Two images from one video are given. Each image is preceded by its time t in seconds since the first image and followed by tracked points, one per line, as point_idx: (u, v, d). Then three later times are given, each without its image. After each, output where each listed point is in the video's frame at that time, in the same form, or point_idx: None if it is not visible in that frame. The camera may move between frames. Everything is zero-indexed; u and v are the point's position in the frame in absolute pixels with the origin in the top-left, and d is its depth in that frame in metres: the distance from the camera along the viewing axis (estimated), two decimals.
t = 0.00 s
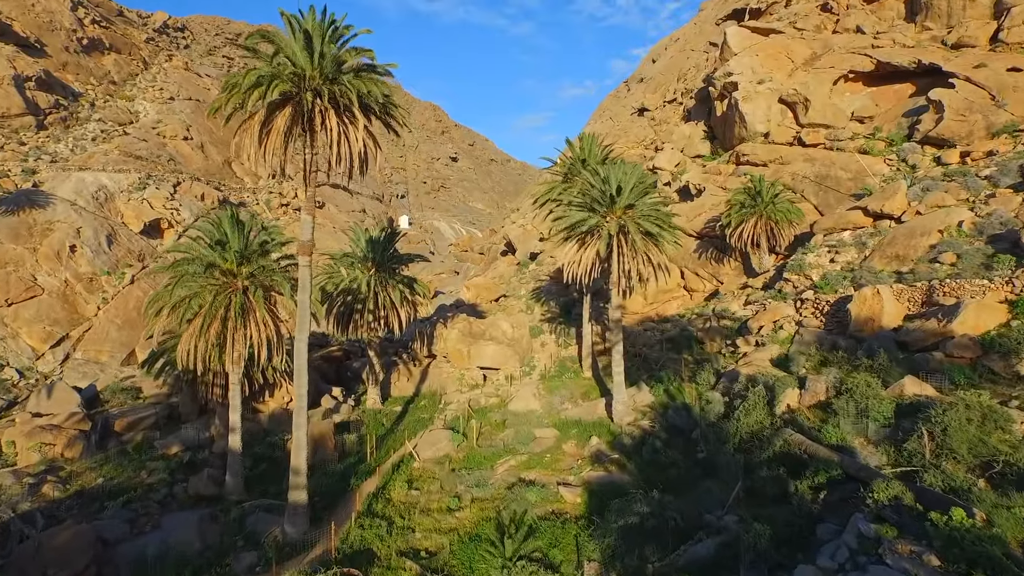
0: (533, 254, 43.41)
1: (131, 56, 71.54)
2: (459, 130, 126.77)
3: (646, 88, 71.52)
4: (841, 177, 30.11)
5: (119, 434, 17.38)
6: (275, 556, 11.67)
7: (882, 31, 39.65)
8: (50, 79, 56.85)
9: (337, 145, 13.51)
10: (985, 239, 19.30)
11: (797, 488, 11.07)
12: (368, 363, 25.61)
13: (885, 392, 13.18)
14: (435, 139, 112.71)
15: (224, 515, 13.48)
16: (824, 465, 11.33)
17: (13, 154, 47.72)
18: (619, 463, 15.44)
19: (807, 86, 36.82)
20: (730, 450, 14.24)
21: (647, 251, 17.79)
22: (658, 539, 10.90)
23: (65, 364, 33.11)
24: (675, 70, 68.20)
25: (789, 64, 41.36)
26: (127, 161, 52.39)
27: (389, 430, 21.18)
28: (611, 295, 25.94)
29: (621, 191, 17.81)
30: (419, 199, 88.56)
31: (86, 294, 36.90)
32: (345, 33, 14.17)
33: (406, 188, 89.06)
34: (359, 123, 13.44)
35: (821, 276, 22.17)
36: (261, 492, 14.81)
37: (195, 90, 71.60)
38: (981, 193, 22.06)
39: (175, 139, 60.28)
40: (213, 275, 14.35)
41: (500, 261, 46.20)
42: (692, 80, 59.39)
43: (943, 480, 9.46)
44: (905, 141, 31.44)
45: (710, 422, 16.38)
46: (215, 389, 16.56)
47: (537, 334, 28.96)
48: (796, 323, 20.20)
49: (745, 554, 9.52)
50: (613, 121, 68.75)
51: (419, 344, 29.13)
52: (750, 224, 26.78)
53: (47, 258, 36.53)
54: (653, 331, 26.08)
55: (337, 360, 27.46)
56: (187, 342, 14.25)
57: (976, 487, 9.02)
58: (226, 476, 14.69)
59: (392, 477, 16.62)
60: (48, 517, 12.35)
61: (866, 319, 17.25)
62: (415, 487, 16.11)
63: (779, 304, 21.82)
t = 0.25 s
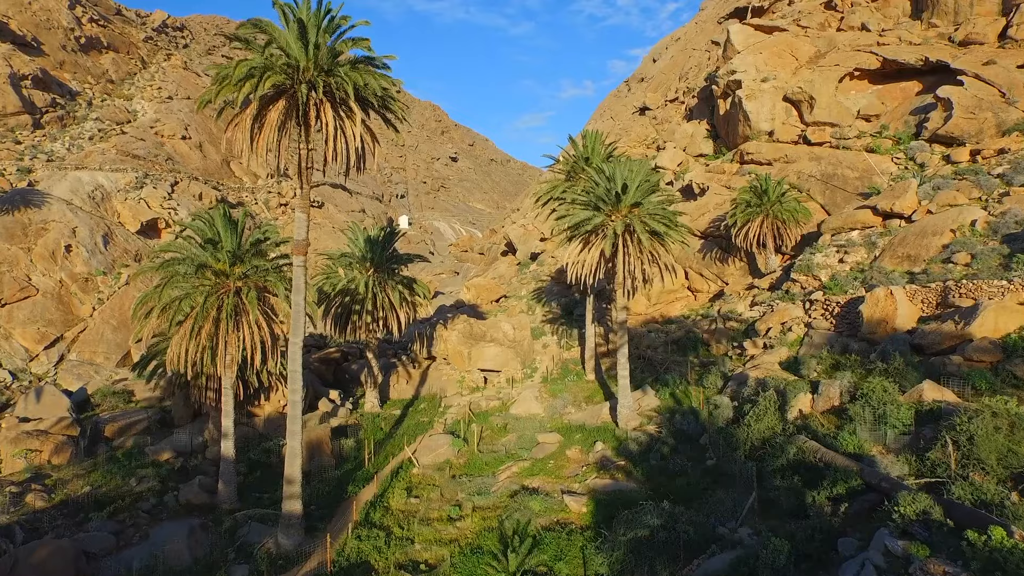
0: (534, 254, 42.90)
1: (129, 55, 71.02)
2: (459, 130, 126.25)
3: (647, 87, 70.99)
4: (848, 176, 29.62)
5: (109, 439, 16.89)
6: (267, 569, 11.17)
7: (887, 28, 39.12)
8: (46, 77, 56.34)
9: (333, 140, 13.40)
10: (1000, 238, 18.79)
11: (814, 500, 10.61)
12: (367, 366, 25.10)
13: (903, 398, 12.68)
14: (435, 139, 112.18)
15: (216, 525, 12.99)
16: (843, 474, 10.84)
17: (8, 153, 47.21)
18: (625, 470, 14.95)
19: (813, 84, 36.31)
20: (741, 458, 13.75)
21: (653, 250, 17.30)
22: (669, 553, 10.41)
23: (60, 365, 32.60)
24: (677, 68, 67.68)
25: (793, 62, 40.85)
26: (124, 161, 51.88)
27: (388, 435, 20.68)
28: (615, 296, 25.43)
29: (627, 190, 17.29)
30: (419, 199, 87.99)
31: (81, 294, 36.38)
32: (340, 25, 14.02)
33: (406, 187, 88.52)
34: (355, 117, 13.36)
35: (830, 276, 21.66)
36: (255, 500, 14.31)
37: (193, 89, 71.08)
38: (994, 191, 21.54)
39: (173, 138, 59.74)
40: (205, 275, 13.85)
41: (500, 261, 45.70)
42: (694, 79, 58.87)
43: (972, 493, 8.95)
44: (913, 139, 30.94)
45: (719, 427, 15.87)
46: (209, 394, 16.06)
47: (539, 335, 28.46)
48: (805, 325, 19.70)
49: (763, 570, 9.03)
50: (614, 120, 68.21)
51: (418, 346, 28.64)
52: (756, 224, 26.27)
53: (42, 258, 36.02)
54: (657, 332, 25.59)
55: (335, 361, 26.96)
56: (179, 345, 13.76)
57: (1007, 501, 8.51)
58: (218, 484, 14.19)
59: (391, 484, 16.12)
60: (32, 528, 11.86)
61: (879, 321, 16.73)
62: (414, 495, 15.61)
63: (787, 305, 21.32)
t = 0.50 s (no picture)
0: (535, 254, 42.38)
1: (126, 54, 70.46)
2: (459, 130, 125.76)
3: (648, 86, 70.50)
4: (854, 176, 29.12)
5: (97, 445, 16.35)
6: None
7: (893, 26, 38.58)
8: (43, 76, 55.83)
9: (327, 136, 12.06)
10: (1014, 238, 18.26)
11: (832, 512, 10.15)
12: (364, 368, 24.59)
13: (921, 404, 12.09)
14: (435, 139, 111.73)
15: (205, 537, 12.49)
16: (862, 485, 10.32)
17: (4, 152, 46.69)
18: (631, 479, 14.45)
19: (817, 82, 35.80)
20: (752, 466, 13.27)
21: (659, 250, 16.76)
22: (680, 569, 9.90)
23: (53, 367, 32.06)
24: (679, 67, 67.16)
25: (797, 60, 40.34)
26: (121, 160, 51.36)
27: (386, 440, 20.17)
28: (618, 297, 24.91)
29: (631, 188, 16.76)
30: (418, 199, 87.43)
31: (76, 295, 35.85)
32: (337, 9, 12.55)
33: (405, 187, 88.04)
34: (352, 111, 11.95)
35: (838, 277, 21.15)
36: (247, 510, 13.79)
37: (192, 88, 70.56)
38: (1007, 190, 21.01)
39: (171, 138, 59.22)
40: (194, 275, 13.31)
41: (501, 262, 45.20)
42: (695, 78, 58.36)
43: (1005, 509, 8.42)
44: (920, 138, 30.44)
45: (727, 433, 15.36)
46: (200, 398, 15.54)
47: (540, 337, 27.95)
48: (814, 327, 19.19)
49: None
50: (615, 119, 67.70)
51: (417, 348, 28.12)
52: (762, 224, 25.75)
53: (36, 259, 35.48)
54: (661, 334, 25.08)
55: (332, 364, 26.42)
56: (167, 348, 13.25)
57: None
58: (209, 493, 13.67)
59: (388, 491, 15.62)
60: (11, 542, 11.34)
61: (892, 324, 16.17)
62: (412, 503, 15.10)
63: (795, 307, 20.81)
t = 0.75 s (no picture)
0: (536, 254, 41.82)
1: (124, 53, 69.92)
2: (459, 130, 125.20)
3: (649, 85, 69.94)
4: (861, 174, 28.61)
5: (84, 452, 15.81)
6: None
7: (898, 22, 38.07)
8: (39, 74, 55.30)
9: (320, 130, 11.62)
10: None
11: (851, 527, 9.64)
12: (362, 371, 24.04)
13: (939, 410, 11.63)
14: (435, 139, 111.16)
15: (193, 550, 11.96)
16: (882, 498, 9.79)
17: None
18: (637, 487, 13.93)
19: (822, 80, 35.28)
20: (763, 476, 12.74)
21: (665, 250, 16.24)
22: None
23: (46, 369, 31.51)
24: (680, 66, 66.60)
25: (801, 57, 39.82)
26: (117, 159, 50.83)
27: (383, 445, 19.64)
28: (620, 298, 24.35)
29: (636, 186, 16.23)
30: (418, 199, 86.85)
31: (70, 296, 35.31)
32: None
33: (405, 187, 87.51)
34: (346, 104, 11.53)
35: (847, 278, 20.62)
36: (237, 520, 13.25)
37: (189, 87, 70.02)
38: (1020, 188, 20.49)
39: (168, 137, 58.69)
40: (182, 275, 12.78)
41: (501, 262, 44.66)
42: (697, 77, 57.84)
43: None
44: (927, 136, 29.91)
45: (736, 440, 14.82)
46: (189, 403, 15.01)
47: (541, 339, 27.43)
48: (823, 329, 18.67)
49: None
50: (616, 118, 67.18)
51: (416, 350, 27.60)
52: (768, 223, 25.22)
53: (29, 259, 34.93)
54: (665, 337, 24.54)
55: (329, 366, 25.88)
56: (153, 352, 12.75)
57: None
58: (197, 503, 13.13)
59: (385, 500, 15.09)
60: None
61: (906, 326, 15.65)
62: (409, 512, 14.57)
63: (803, 308, 20.27)
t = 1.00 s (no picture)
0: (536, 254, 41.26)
1: (121, 52, 69.38)
2: (458, 129, 124.63)
3: (649, 84, 69.39)
4: (867, 173, 28.09)
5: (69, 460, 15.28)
6: None
7: (903, 19, 37.52)
8: (34, 73, 54.73)
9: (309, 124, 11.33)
10: None
11: (873, 545, 9.15)
12: (358, 374, 23.49)
13: (961, 418, 11.01)
14: (434, 138, 110.59)
15: (179, 565, 11.42)
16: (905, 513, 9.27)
17: None
18: (642, 497, 13.40)
19: (827, 77, 34.75)
20: (775, 486, 12.22)
21: (673, 250, 15.66)
22: None
23: (39, 371, 30.96)
24: (681, 64, 66.08)
25: (805, 55, 39.27)
26: (113, 158, 50.29)
27: (380, 451, 19.10)
28: (623, 299, 23.80)
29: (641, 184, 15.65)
30: (417, 199, 86.29)
31: (64, 297, 34.77)
32: None
33: (404, 187, 86.96)
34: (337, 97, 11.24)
35: (857, 279, 20.09)
36: (227, 532, 12.72)
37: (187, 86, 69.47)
38: None
39: (165, 136, 58.14)
40: (167, 277, 12.24)
41: (500, 262, 44.10)
42: (698, 75, 57.30)
43: None
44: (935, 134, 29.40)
45: (746, 447, 14.29)
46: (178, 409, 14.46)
47: (541, 340, 26.92)
48: (833, 332, 18.14)
49: None
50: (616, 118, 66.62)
51: (414, 352, 27.06)
52: (774, 223, 24.68)
53: (22, 259, 34.39)
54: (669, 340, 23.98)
55: (325, 369, 25.34)
56: (138, 355, 12.32)
57: None
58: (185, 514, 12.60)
59: (380, 510, 14.55)
60: None
61: (920, 329, 15.09)
62: (406, 523, 14.03)
63: (811, 310, 19.72)
